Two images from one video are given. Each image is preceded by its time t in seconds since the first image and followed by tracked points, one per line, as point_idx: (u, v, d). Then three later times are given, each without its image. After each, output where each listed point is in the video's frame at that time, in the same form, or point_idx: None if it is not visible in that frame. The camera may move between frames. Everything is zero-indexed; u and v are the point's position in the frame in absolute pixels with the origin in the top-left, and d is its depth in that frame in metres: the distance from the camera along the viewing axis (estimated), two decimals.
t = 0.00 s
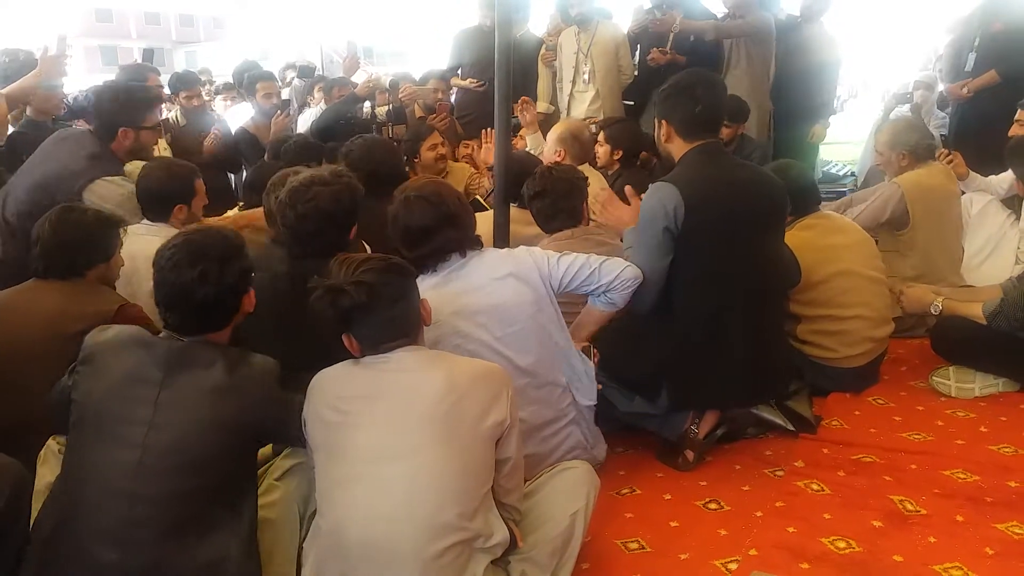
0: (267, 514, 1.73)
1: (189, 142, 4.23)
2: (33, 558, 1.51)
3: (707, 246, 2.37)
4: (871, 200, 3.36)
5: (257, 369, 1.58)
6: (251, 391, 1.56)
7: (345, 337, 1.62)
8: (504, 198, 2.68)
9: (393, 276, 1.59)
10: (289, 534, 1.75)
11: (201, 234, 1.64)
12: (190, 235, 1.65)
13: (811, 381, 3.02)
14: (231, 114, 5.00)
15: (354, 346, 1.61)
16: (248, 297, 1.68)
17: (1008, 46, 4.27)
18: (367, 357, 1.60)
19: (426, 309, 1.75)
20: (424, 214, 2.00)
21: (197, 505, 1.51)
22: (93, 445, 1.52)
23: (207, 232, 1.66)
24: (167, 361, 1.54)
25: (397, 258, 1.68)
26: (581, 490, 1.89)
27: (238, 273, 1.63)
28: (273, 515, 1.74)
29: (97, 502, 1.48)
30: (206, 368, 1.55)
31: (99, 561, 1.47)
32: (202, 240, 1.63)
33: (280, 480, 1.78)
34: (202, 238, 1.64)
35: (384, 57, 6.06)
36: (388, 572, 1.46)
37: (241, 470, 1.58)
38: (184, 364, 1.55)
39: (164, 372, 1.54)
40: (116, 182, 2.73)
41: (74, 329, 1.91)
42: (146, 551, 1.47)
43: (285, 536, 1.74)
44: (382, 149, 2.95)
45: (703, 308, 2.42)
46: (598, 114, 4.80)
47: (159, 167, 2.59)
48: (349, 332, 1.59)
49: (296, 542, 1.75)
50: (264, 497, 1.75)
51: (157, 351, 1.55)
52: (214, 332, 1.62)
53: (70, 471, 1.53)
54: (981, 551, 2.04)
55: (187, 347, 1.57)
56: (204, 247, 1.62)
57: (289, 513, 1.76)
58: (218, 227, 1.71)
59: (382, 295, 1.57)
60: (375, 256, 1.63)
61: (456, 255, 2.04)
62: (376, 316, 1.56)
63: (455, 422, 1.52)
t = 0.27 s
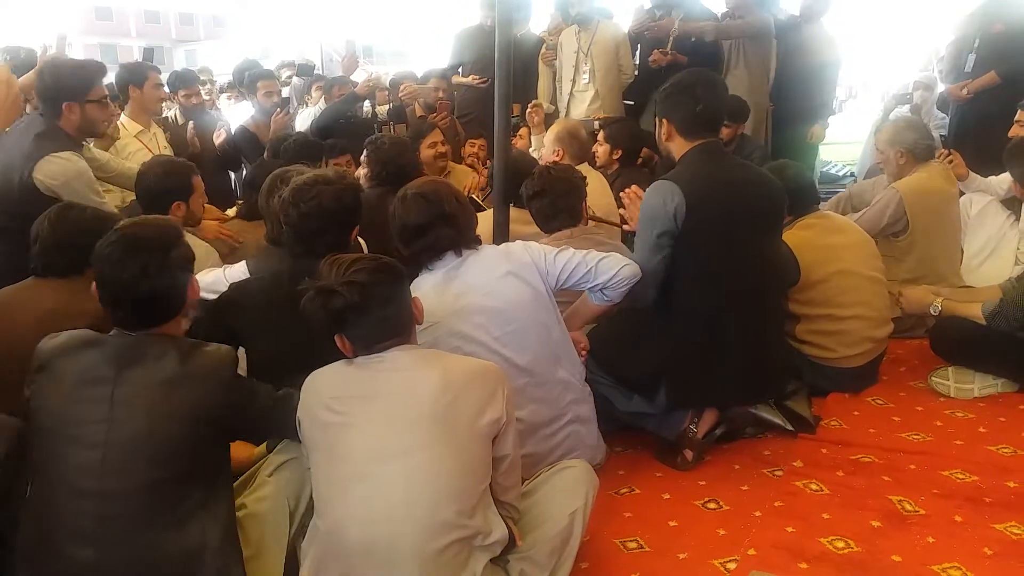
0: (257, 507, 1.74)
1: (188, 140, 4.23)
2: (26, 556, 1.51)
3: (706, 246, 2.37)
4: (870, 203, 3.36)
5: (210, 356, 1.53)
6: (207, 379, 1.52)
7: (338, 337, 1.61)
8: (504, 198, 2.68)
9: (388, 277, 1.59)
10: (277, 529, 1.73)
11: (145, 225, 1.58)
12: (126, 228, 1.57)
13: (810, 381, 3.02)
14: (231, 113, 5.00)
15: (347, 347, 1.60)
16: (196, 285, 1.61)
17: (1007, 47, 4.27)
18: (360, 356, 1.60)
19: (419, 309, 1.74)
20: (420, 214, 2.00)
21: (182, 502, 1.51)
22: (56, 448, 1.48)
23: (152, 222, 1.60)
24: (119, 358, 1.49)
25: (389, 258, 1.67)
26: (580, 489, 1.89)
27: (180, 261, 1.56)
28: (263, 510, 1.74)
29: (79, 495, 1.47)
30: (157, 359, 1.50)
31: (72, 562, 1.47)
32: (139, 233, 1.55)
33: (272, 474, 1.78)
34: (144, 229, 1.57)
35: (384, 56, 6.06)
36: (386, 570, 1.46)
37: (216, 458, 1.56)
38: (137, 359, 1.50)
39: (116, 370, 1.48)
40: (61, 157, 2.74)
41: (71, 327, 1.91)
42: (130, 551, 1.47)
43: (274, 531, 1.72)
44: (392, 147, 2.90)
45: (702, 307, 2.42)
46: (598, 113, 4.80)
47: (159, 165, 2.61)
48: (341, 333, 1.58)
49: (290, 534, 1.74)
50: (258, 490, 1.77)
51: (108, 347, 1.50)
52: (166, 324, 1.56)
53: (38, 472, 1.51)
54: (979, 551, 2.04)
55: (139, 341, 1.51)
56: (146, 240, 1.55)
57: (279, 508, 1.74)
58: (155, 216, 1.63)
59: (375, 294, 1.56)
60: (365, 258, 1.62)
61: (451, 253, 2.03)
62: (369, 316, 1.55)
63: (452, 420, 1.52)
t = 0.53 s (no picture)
0: (249, 503, 1.72)
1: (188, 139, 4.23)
2: (21, 555, 1.50)
3: (707, 244, 2.36)
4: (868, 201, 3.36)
5: (178, 346, 1.52)
6: (177, 367, 1.50)
7: (340, 333, 1.61)
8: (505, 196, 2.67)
9: (391, 275, 1.57)
10: (271, 525, 1.71)
11: (95, 219, 1.54)
12: (76, 222, 1.54)
13: (810, 380, 3.02)
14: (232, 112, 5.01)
15: (349, 341, 1.61)
16: (154, 278, 1.58)
17: (1009, 45, 4.26)
18: (362, 353, 1.60)
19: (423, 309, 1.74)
20: (420, 209, 1.99)
21: (173, 499, 1.51)
22: (36, 446, 1.47)
23: (102, 215, 1.56)
24: (86, 355, 1.46)
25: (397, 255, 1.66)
26: (581, 488, 1.88)
27: (136, 254, 1.52)
28: (256, 505, 1.72)
29: (67, 493, 1.46)
30: (128, 350, 1.48)
31: (60, 560, 1.47)
32: (92, 227, 1.51)
33: (265, 472, 1.77)
34: (95, 223, 1.54)
35: (384, 55, 6.06)
36: (387, 569, 1.46)
37: (197, 450, 1.55)
38: (106, 351, 1.47)
39: (85, 367, 1.46)
40: (24, 143, 2.90)
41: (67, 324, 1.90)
42: (121, 549, 1.46)
43: (267, 526, 1.70)
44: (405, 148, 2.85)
45: (702, 306, 2.42)
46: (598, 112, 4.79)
47: (163, 162, 2.61)
48: (344, 328, 1.58)
49: (284, 528, 1.73)
50: (250, 487, 1.76)
51: (76, 344, 1.47)
52: (129, 319, 1.53)
53: (20, 469, 1.50)
54: (980, 550, 2.03)
55: (108, 332, 1.48)
56: (96, 233, 1.51)
57: (272, 504, 1.72)
58: (106, 210, 1.59)
59: (384, 292, 1.56)
60: (373, 254, 1.60)
61: (450, 250, 2.01)
62: (376, 313, 1.55)
63: (452, 419, 1.51)
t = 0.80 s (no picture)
0: (253, 506, 1.73)
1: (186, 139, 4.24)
2: (19, 556, 1.50)
3: (706, 243, 2.37)
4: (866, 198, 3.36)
5: (172, 344, 1.52)
6: (169, 364, 1.50)
7: (351, 324, 1.63)
8: (502, 195, 2.67)
9: (411, 268, 1.61)
10: (274, 527, 1.71)
11: (77, 217, 1.54)
12: (61, 220, 1.54)
13: (809, 378, 3.02)
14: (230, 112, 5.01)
15: (358, 333, 1.63)
16: (140, 275, 1.58)
17: (1007, 42, 4.26)
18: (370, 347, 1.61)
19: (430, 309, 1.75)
20: (435, 205, 2.00)
21: (171, 500, 1.51)
22: (30, 449, 1.47)
23: (86, 213, 1.56)
24: (78, 357, 1.46)
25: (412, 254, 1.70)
26: (580, 486, 1.88)
27: (120, 251, 1.52)
28: (259, 508, 1.73)
29: (65, 494, 1.46)
30: (119, 351, 1.47)
31: (57, 561, 1.47)
32: (78, 227, 1.51)
33: (269, 476, 1.78)
34: (78, 221, 1.54)
35: (384, 54, 6.06)
36: (387, 569, 1.46)
37: (193, 451, 1.55)
38: (98, 353, 1.46)
39: (78, 369, 1.46)
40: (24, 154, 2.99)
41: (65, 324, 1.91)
42: (118, 550, 1.46)
43: (270, 529, 1.70)
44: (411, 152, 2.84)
45: (700, 305, 2.42)
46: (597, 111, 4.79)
47: (157, 163, 2.61)
48: (356, 320, 1.60)
49: (286, 531, 1.73)
50: (254, 491, 1.76)
51: (67, 346, 1.47)
52: (116, 317, 1.53)
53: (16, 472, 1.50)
54: (977, 547, 2.04)
55: (99, 333, 1.48)
56: (80, 231, 1.51)
57: (275, 507, 1.73)
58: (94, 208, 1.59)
59: (408, 286, 1.59)
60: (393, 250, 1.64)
61: (463, 248, 2.04)
62: (398, 306, 1.58)
63: (451, 418, 1.52)
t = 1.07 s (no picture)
0: (251, 505, 1.72)
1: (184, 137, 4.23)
2: (16, 557, 1.50)
3: (707, 240, 2.37)
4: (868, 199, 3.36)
5: (169, 345, 1.52)
6: (164, 366, 1.49)
7: (356, 320, 1.63)
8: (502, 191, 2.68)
9: (420, 266, 1.61)
10: (272, 527, 1.71)
11: (66, 219, 1.52)
12: (53, 221, 1.53)
13: (808, 376, 3.02)
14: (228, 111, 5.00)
15: (363, 329, 1.63)
16: (133, 276, 1.57)
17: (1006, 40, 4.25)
18: (375, 343, 1.61)
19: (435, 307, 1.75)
20: (463, 200, 2.04)
21: (167, 501, 1.50)
22: (24, 451, 1.46)
23: (77, 214, 1.54)
24: (73, 359, 1.46)
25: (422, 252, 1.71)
26: (579, 485, 1.88)
27: (111, 252, 1.51)
28: (258, 508, 1.72)
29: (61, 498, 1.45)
30: (115, 353, 1.47)
31: (53, 563, 1.47)
32: (65, 227, 1.50)
33: (268, 475, 1.78)
34: (69, 222, 1.52)
35: (383, 53, 6.06)
36: (386, 568, 1.46)
37: (189, 451, 1.55)
38: (93, 354, 1.46)
39: (72, 371, 1.45)
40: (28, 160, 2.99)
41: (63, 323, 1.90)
42: (115, 551, 1.46)
43: (268, 529, 1.70)
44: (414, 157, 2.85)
45: (701, 303, 2.42)
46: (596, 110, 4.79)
47: (154, 163, 2.61)
48: (360, 317, 1.61)
49: (285, 532, 1.72)
50: (252, 490, 1.76)
51: (61, 348, 1.46)
52: (111, 318, 1.52)
53: (11, 474, 1.50)
54: (975, 546, 2.04)
55: (94, 335, 1.47)
56: (69, 233, 1.49)
57: (273, 507, 1.72)
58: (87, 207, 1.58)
59: (420, 284, 1.60)
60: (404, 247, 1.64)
61: (483, 242, 2.05)
62: (407, 306, 1.58)
63: (451, 417, 1.51)
